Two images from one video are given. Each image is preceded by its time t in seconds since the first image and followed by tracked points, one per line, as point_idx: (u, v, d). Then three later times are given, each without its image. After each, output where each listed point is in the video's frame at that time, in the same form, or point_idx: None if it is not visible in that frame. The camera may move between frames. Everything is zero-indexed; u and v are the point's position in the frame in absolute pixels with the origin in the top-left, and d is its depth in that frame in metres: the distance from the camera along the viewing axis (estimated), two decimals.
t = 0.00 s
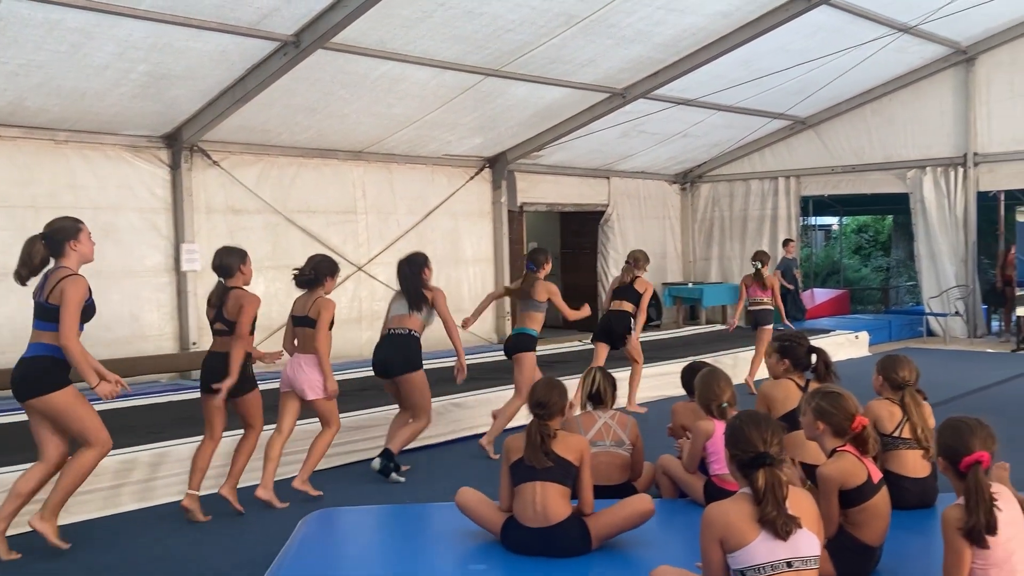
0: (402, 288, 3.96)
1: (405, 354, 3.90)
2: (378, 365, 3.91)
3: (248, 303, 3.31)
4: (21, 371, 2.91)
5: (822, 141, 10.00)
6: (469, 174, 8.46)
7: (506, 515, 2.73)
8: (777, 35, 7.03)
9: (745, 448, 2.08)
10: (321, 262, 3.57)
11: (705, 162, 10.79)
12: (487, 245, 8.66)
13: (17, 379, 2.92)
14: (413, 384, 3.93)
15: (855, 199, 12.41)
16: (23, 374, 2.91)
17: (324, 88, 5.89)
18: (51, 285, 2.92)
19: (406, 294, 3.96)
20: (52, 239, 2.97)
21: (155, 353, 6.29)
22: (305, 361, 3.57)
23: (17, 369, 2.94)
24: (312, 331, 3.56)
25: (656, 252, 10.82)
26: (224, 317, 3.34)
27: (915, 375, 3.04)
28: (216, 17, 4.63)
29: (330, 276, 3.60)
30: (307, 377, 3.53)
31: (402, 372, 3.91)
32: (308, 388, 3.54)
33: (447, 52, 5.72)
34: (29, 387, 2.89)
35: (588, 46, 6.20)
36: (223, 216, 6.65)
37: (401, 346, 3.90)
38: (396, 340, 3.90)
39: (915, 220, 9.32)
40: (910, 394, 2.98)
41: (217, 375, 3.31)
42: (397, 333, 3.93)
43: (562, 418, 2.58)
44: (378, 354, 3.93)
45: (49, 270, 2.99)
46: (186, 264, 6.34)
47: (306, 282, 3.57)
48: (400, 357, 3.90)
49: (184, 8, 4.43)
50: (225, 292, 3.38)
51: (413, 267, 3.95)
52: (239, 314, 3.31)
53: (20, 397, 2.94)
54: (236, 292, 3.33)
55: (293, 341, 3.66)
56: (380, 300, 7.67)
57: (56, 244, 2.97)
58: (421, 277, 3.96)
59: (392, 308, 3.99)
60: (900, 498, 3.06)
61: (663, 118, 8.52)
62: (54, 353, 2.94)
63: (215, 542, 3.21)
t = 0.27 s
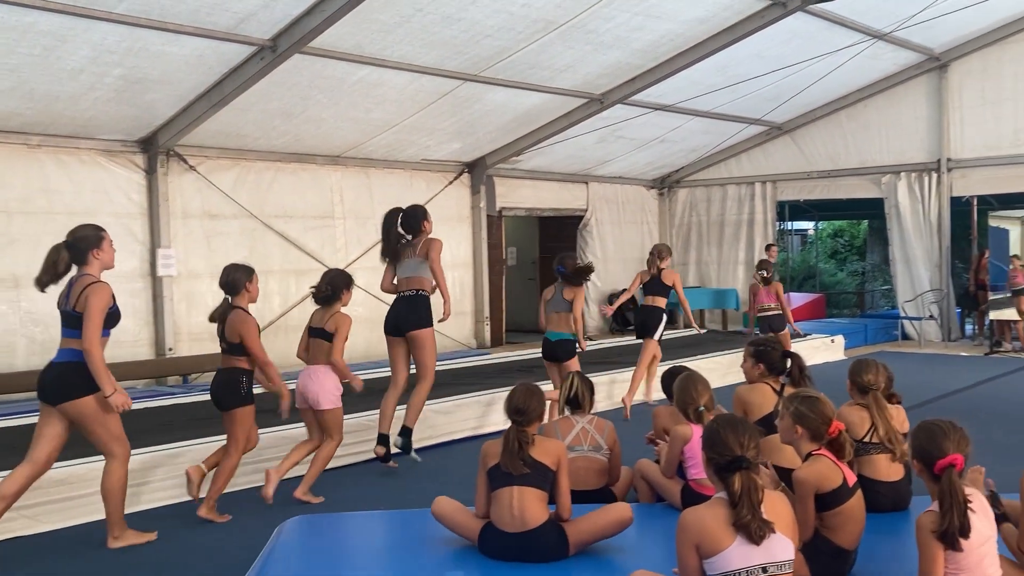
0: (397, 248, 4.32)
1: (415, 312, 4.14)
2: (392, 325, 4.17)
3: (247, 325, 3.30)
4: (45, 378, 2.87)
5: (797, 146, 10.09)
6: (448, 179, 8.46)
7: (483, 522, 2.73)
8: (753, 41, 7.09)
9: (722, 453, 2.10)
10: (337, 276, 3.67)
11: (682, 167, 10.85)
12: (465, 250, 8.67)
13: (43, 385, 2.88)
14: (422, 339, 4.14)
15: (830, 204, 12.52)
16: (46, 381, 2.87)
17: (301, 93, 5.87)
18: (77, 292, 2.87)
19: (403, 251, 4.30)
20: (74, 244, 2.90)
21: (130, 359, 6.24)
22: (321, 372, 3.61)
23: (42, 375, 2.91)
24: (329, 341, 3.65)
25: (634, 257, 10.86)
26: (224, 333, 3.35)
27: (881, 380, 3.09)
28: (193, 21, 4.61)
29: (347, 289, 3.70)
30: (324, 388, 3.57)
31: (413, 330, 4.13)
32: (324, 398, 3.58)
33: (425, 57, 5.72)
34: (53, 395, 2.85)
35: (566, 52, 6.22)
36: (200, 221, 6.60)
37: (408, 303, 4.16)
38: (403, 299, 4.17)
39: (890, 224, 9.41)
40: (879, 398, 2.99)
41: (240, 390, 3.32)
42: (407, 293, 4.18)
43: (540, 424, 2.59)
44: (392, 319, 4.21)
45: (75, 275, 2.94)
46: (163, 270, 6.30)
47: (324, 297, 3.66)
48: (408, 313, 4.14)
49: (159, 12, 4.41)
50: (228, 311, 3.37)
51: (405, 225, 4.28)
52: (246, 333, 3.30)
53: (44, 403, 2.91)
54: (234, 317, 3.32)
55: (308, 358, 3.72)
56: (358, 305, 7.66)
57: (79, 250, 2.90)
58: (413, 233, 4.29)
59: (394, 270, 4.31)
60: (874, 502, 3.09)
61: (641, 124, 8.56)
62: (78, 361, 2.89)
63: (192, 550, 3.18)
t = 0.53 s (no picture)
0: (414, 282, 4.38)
1: (424, 344, 4.24)
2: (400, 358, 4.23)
3: (277, 312, 3.53)
4: (92, 371, 2.99)
5: (774, 151, 10.16)
6: (426, 184, 8.45)
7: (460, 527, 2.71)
8: (730, 47, 7.13)
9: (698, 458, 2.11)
10: (363, 268, 3.94)
11: (660, 172, 10.89)
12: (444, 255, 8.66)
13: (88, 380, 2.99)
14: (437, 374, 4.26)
15: (807, 209, 12.61)
16: (92, 374, 2.98)
17: (278, 97, 5.85)
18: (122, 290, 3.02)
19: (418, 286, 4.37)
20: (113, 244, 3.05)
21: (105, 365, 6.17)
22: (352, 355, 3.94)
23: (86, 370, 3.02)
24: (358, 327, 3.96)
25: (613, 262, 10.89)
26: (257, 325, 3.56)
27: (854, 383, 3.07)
28: (169, 25, 4.58)
29: (374, 278, 3.99)
30: (353, 369, 3.90)
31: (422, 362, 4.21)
32: (354, 380, 3.90)
33: (403, 62, 5.71)
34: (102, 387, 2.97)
35: (544, 58, 6.24)
36: (176, 226, 6.56)
37: (419, 336, 4.25)
38: (415, 332, 4.25)
39: (865, 229, 9.49)
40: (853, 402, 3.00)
41: (262, 375, 3.49)
42: (415, 327, 4.28)
43: (518, 429, 2.59)
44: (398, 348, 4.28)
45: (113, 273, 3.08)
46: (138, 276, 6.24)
47: (351, 286, 3.96)
48: (420, 347, 4.23)
49: (134, 15, 4.38)
50: (257, 300, 3.57)
51: (424, 258, 4.36)
52: (272, 317, 3.53)
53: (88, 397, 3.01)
54: (265, 301, 3.54)
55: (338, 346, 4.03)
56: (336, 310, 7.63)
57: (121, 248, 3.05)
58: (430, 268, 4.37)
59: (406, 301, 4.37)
60: (848, 505, 3.12)
61: (619, 129, 8.58)
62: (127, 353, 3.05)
63: (167, 558, 3.15)
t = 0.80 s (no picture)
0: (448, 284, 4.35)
1: (460, 341, 4.25)
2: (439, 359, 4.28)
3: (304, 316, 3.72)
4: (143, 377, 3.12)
5: (753, 157, 10.22)
6: (406, 188, 8.43)
7: (439, 532, 2.71)
8: (709, 53, 7.17)
9: (675, 460, 2.10)
10: (398, 269, 4.06)
11: (640, 177, 10.93)
12: (425, 259, 8.65)
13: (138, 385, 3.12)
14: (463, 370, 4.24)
15: (786, 214, 12.68)
16: (143, 380, 3.11)
17: (257, 101, 5.82)
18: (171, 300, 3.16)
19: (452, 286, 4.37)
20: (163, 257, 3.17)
21: (82, 370, 6.12)
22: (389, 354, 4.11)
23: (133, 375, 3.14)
24: (389, 326, 4.12)
25: (593, 266, 10.91)
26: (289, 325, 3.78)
27: (832, 388, 3.13)
28: (147, 28, 4.55)
29: (409, 279, 4.09)
30: (390, 367, 4.09)
31: (456, 359, 4.24)
32: (392, 376, 4.09)
33: (383, 66, 5.71)
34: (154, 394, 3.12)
35: (525, 63, 6.25)
36: (153, 230, 6.51)
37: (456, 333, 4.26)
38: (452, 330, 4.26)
39: (843, 233, 9.56)
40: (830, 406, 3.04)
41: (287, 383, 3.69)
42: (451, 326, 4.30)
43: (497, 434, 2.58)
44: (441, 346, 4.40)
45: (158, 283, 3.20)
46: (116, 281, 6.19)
47: (389, 286, 4.09)
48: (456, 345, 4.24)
49: (111, 18, 4.36)
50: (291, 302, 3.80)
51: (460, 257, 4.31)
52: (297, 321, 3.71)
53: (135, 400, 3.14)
54: (300, 305, 3.75)
55: (377, 337, 4.21)
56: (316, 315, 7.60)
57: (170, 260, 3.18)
58: (466, 267, 4.31)
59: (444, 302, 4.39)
60: (828, 509, 3.13)
61: (599, 134, 8.61)
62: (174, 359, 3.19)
63: (142, 565, 3.11)
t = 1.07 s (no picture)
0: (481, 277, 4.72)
1: (498, 333, 4.59)
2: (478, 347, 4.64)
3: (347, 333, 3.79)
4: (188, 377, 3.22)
5: (735, 163, 10.27)
6: (389, 193, 8.42)
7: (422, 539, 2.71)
8: (692, 59, 7.21)
9: (657, 461, 2.11)
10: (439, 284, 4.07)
11: (623, 182, 10.97)
12: (408, 264, 8.63)
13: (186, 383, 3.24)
14: (498, 360, 4.56)
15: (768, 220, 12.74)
16: (188, 378, 3.22)
17: (239, 105, 5.79)
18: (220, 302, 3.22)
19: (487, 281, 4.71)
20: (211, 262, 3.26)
21: (61, 376, 6.05)
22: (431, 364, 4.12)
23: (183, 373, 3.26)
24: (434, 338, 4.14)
25: (577, 271, 10.92)
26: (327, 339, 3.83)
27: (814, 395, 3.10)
28: (128, 31, 4.53)
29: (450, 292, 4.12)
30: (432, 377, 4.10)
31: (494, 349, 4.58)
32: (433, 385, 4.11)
33: (366, 70, 5.70)
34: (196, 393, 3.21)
35: (508, 68, 6.26)
36: (134, 235, 6.47)
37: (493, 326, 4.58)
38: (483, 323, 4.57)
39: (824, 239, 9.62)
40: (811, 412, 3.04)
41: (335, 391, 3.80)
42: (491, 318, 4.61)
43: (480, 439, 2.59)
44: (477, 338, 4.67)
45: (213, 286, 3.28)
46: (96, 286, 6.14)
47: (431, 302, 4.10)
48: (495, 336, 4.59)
49: (90, 21, 4.33)
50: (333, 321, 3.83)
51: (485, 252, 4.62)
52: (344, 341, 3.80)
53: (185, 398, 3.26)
54: (342, 322, 3.80)
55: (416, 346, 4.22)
56: (298, 320, 7.56)
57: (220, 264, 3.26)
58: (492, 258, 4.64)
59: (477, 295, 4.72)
60: (809, 513, 3.14)
61: (583, 139, 8.63)
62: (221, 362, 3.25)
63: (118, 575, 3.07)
